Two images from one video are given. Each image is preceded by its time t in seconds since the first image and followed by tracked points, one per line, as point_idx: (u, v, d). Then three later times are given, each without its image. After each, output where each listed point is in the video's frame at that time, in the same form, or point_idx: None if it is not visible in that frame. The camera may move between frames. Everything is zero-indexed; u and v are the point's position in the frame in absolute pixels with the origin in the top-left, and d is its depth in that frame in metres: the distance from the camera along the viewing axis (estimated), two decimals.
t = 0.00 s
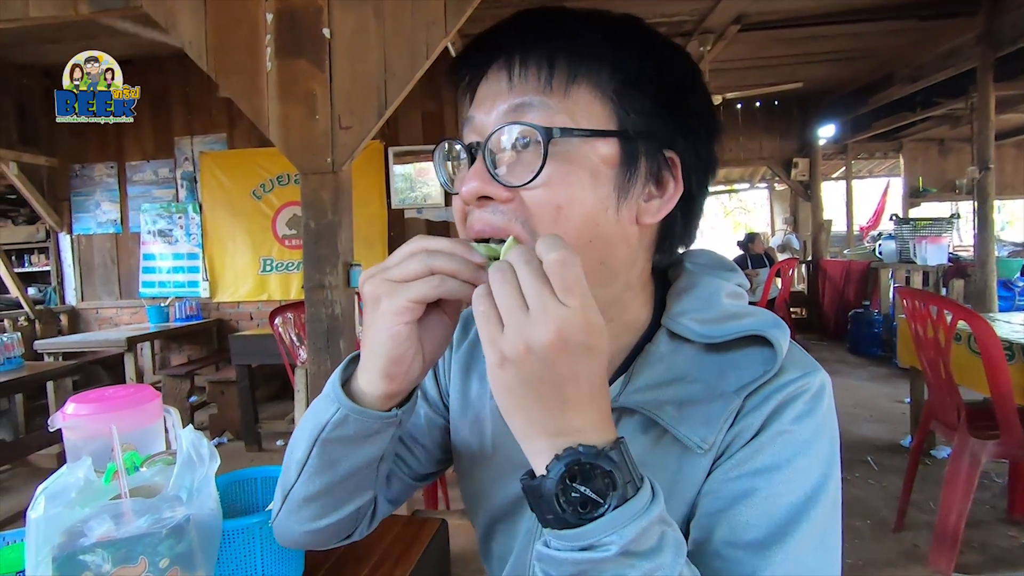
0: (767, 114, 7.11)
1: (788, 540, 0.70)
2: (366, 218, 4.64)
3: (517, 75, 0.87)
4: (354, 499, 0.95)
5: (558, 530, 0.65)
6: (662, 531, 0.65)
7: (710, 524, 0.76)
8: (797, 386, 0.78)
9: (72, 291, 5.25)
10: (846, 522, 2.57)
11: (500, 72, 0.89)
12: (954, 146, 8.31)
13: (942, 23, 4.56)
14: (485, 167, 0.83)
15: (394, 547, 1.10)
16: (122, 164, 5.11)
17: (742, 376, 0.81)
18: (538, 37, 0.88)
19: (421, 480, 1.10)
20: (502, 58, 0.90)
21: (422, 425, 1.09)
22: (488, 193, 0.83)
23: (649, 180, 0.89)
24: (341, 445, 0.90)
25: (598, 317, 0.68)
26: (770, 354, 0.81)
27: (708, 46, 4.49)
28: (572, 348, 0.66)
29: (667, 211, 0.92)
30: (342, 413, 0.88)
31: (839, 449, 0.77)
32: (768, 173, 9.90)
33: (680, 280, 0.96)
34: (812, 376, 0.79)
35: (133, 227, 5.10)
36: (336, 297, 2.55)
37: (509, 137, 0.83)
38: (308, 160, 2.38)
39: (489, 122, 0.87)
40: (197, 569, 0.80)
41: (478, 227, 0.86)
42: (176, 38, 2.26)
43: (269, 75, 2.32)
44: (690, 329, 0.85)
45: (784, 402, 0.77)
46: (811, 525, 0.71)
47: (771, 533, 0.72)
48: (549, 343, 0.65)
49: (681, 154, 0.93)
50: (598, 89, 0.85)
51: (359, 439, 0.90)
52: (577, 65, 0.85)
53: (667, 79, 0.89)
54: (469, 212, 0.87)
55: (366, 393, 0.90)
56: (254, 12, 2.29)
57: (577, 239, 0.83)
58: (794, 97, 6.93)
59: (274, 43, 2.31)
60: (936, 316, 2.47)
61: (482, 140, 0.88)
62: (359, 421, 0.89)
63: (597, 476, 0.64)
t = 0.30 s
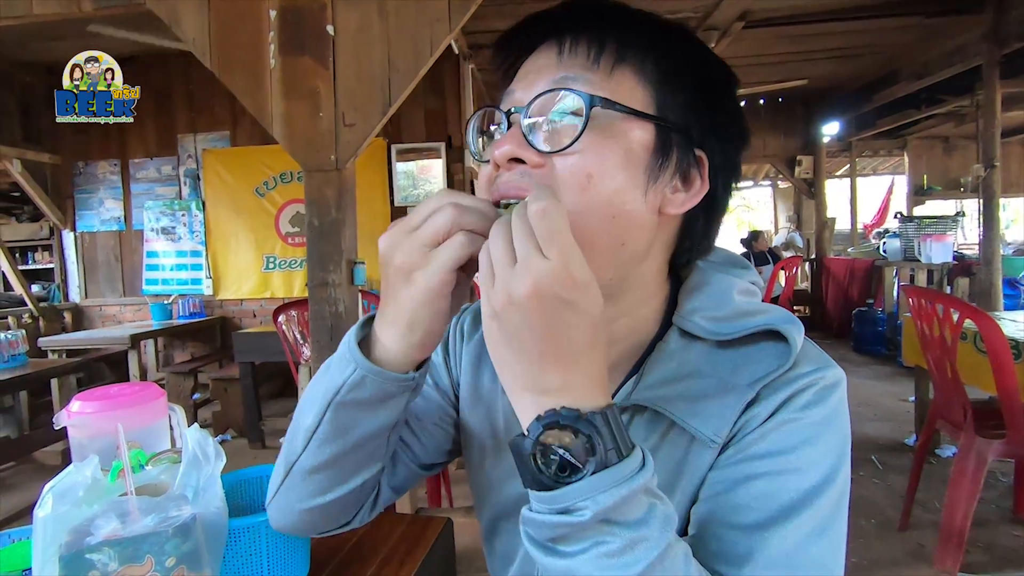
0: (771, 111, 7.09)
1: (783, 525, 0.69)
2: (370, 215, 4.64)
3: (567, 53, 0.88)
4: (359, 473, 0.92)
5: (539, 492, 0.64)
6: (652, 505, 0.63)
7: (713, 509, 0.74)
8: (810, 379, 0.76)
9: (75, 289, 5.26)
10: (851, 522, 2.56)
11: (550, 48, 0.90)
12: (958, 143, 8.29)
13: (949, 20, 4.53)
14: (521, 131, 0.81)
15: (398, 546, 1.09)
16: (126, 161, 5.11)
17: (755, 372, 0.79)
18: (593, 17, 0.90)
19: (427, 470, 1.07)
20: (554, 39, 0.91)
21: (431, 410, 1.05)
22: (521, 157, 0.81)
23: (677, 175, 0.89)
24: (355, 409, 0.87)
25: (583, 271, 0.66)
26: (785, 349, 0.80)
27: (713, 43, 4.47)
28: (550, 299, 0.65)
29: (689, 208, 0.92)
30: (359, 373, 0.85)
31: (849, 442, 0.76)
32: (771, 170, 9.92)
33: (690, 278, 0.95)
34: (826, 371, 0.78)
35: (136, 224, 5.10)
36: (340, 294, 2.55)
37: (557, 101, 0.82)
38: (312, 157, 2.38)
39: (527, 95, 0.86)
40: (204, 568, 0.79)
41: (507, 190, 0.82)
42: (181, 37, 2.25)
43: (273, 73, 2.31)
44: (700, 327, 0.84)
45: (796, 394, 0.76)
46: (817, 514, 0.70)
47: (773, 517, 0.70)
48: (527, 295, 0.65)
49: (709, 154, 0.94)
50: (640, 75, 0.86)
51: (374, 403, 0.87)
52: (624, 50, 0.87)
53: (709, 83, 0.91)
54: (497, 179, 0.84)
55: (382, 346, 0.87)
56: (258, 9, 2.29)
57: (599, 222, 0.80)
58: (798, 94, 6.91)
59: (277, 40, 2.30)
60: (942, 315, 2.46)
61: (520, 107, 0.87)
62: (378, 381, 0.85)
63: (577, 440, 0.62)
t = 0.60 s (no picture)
0: (761, 112, 7.13)
1: (780, 527, 0.68)
2: (360, 211, 4.61)
3: (590, 46, 0.88)
4: (342, 443, 0.87)
5: (534, 472, 0.62)
6: (652, 491, 0.63)
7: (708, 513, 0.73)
8: (809, 387, 0.75)
9: (58, 282, 5.18)
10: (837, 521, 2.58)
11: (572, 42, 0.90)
12: (945, 146, 8.38)
13: (939, 23, 4.57)
14: (538, 116, 0.80)
15: (386, 550, 1.08)
16: (110, 153, 5.03)
17: (755, 377, 0.78)
18: (618, 14, 0.90)
19: (415, 460, 1.03)
20: (578, 33, 0.91)
21: (425, 397, 1.01)
22: (536, 141, 0.79)
23: (688, 178, 0.88)
24: (339, 365, 0.82)
25: (594, 238, 0.64)
26: (784, 356, 0.78)
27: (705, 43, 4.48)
28: (559, 265, 0.64)
29: (700, 210, 0.91)
30: (344, 328, 0.81)
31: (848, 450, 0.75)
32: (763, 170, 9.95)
33: (688, 284, 0.94)
34: (826, 379, 0.77)
35: (120, 217, 5.03)
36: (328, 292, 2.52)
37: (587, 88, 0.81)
38: (301, 152, 2.35)
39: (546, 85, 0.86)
40: None
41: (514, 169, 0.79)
42: (168, 28, 2.24)
43: (261, 66, 2.28)
44: (699, 332, 0.83)
45: (793, 399, 0.75)
46: (811, 520, 0.69)
47: (769, 519, 0.70)
48: (536, 258, 0.64)
49: (722, 161, 0.94)
50: (660, 75, 0.86)
51: (359, 361, 0.83)
52: (647, 47, 0.87)
53: (725, 91, 0.92)
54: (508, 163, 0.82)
55: (371, 300, 0.81)
56: None
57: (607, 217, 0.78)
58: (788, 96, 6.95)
59: (266, 33, 2.26)
60: (929, 318, 2.48)
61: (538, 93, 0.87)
62: (363, 337, 0.81)
63: (577, 410, 0.62)
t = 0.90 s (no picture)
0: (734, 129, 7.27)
1: None
2: (334, 219, 4.56)
3: (584, 80, 0.90)
4: (307, 493, 0.86)
5: (521, 542, 0.62)
6: (644, 557, 0.63)
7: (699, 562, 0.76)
8: (797, 430, 0.78)
9: (14, 285, 4.98)
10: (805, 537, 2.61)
11: (566, 74, 0.92)
12: (908, 167, 8.65)
13: (905, 49, 4.72)
14: (530, 156, 0.80)
15: None
16: (73, 153, 4.87)
17: (743, 416, 0.82)
18: (612, 49, 0.92)
19: (393, 491, 1.01)
20: (570, 64, 0.93)
21: (403, 429, 0.99)
22: (527, 182, 0.79)
23: (681, 215, 0.91)
24: (297, 422, 0.79)
25: (576, 295, 0.61)
26: (773, 395, 0.82)
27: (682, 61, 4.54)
28: (539, 323, 0.61)
29: (692, 246, 0.95)
30: (298, 382, 0.77)
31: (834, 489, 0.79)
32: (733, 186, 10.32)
33: (678, 315, 0.96)
34: (812, 420, 0.80)
35: (83, 220, 4.87)
36: (300, 304, 2.47)
37: (565, 129, 0.82)
38: (274, 161, 2.30)
39: (537, 120, 0.86)
40: None
41: (499, 208, 0.77)
42: (135, 29, 2.16)
43: (234, 71, 2.23)
44: (685, 368, 0.87)
45: (781, 442, 0.77)
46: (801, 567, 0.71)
47: (758, 567, 0.72)
48: (516, 321, 0.61)
49: (711, 195, 0.98)
50: (654, 111, 0.88)
51: (320, 414, 0.80)
52: (642, 84, 0.89)
53: (719, 124, 0.97)
54: (496, 202, 0.80)
55: (329, 354, 0.78)
56: (219, 4, 2.20)
57: (600, 256, 0.79)
58: (759, 114, 7.10)
59: (239, 38, 2.22)
60: (895, 337, 2.54)
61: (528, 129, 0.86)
62: (320, 390, 0.78)
63: (567, 487, 0.61)
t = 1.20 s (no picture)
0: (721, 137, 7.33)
1: None
2: (322, 224, 4.53)
3: (559, 95, 0.88)
4: (315, 559, 0.87)
5: None
6: None
7: None
8: (801, 445, 0.78)
9: None
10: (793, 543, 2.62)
11: (542, 87, 0.90)
12: (892, 176, 8.77)
13: (888, 60, 4.79)
14: (509, 188, 0.80)
15: None
16: (57, 155, 4.80)
17: (745, 430, 0.81)
18: (587, 58, 0.91)
19: (403, 513, 1.09)
20: (545, 73, 0.92)
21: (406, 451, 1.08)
22: (504, 211, 0.79)
23: (672, 222, 0.93)
24: (279, 513, 0.79)
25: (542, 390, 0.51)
26: (776, 408, 0.82)
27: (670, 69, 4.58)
28: (495, 427, 0.52)
29: (684, 251, 0.97)
30: (269, 484, 0.74)
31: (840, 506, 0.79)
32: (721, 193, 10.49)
33: (678, 323, 0.99)
34: (815, 435, 0.80)
35: (66, 223, 4.80)
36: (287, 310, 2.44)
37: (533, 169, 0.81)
38: (261, 166, 2.28)
39: (513, 140, 0.85)
40: None
41: (475, 246, 0.79)
42: (117, 26, 2.10)
43: (222, 74, 2.20)
44: (685, 378, 0.87)
45: (792, 458, 0.77)
46: None
47: None
48: (470, 425, 0.52)
49: (703, 198, 0.99)
50: (636, 121, 0.88)
51: (297, 505, 0.78)
52: (619, 96, 0.87)
53: (707, 119, 0.97)
54: (476, 232, 0.81)
55: (292, 449, 0.74)
56: (207, 6, 2.18)
57: (591, 276, 0.81)
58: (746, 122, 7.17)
59: (228, 41, 2.20)
60: (883, 344, 2.56)
61: (504, 155, 0.85)
62: (292, 488, 0.75)
63: None
